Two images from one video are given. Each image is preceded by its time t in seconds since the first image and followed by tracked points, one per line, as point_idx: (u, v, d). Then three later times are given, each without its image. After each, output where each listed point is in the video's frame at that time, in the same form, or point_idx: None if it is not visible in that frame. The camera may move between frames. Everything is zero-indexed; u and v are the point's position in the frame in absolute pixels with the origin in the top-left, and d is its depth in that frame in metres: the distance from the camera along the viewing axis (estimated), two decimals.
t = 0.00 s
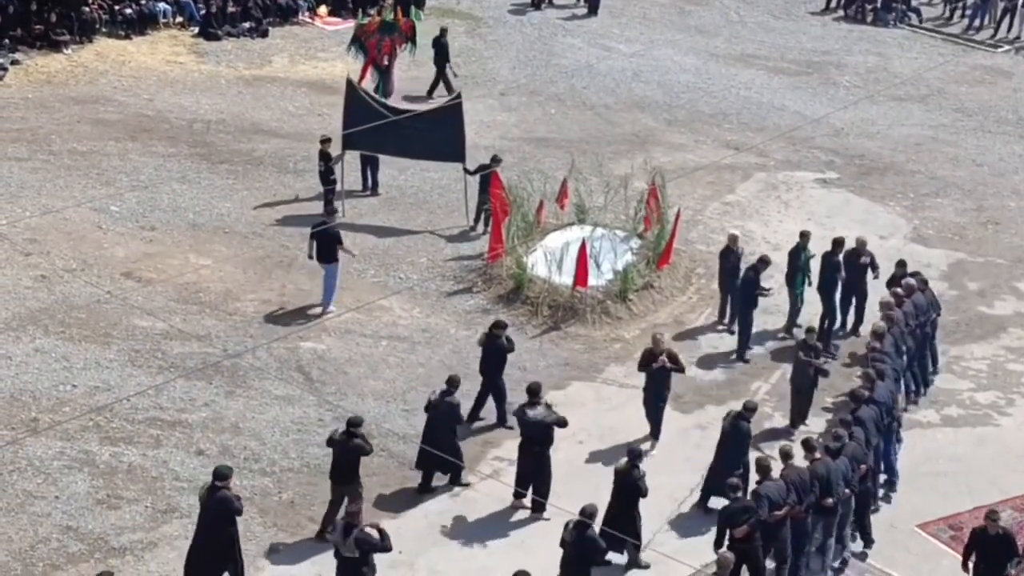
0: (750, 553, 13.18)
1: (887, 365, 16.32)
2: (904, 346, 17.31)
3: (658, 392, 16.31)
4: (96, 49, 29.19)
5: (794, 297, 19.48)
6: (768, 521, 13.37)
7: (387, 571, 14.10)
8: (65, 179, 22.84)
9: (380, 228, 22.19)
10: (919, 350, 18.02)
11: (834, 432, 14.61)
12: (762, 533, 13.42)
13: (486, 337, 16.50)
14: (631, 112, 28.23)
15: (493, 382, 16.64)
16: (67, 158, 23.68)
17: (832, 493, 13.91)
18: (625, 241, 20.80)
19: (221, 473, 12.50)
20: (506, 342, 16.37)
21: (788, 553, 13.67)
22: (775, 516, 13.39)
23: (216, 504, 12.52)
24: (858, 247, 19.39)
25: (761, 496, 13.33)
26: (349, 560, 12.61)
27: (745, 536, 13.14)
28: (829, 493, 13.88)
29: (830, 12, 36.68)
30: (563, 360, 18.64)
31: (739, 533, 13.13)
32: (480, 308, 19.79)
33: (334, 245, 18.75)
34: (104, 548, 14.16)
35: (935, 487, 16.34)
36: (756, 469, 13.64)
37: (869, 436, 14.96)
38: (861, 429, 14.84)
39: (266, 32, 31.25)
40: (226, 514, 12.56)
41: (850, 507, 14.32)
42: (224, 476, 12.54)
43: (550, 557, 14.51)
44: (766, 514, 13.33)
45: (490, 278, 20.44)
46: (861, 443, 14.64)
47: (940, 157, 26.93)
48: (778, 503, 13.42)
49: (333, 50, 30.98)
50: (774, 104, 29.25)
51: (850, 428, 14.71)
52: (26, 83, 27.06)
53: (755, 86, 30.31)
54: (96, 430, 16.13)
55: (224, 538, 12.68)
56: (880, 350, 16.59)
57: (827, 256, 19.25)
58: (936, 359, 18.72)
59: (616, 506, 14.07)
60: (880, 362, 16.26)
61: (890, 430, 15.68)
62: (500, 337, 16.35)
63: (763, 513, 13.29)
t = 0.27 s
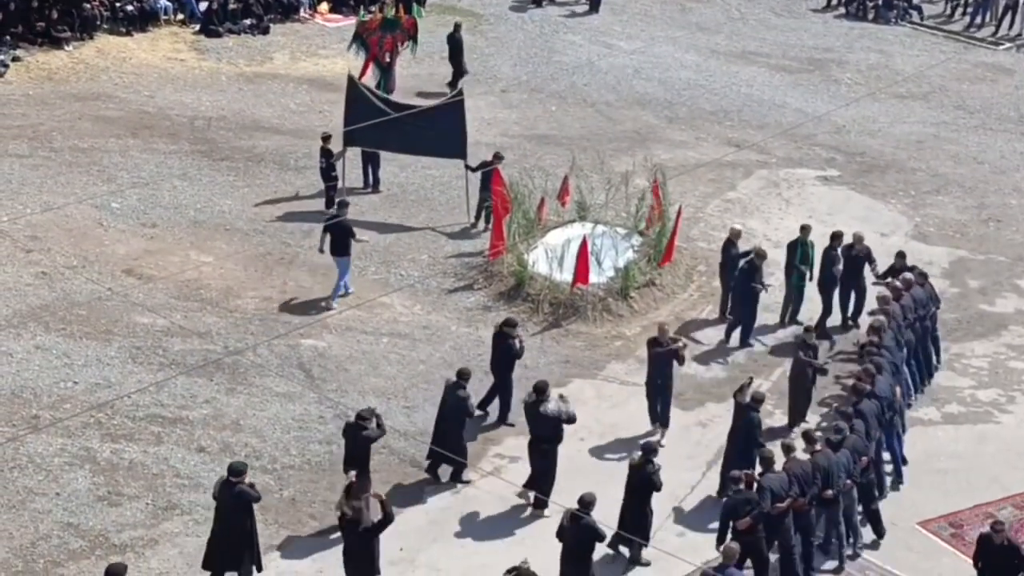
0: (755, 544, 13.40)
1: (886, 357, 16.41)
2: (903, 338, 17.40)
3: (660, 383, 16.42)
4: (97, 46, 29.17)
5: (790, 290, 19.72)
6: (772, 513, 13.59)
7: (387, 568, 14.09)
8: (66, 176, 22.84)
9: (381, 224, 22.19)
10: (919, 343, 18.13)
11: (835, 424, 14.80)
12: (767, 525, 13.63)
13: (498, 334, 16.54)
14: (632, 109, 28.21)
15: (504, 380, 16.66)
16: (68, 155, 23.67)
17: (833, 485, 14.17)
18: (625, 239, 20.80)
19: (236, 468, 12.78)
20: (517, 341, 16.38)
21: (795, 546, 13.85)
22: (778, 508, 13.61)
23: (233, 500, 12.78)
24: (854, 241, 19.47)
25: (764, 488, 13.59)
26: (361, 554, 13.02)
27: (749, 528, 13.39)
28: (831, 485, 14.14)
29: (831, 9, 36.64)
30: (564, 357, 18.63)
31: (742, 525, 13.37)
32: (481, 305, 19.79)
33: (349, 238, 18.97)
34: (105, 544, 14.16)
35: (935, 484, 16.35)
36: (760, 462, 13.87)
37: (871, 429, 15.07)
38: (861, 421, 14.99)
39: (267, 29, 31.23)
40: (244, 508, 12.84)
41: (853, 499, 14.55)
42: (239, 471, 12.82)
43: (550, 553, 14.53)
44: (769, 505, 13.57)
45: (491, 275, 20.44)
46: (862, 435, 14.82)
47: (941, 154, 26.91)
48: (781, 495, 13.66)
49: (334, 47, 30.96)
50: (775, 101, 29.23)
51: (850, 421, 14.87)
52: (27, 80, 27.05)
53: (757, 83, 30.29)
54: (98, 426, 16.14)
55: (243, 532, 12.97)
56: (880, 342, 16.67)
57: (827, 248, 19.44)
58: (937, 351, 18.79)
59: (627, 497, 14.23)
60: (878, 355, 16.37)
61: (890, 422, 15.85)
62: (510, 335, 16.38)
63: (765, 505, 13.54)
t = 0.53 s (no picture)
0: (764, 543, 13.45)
1: (890, 355, 16.48)
2: (906, 336, 17.46)
3: (666, 380, 16.45)
4: (97, 44, 29.17)
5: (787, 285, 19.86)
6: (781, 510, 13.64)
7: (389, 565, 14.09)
8: (67, 174, 22.84)
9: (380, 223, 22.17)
10: (922, 340, 18.17)
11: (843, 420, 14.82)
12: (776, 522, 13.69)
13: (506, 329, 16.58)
14: (632, 108, 28.20)
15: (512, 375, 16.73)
16: (68, 153, 23.67)
17: (843, 482, 14.19)
18: (626, 238, 20.80)
19: (249, 461, 13.05)
20: (526, 338, 16.43)
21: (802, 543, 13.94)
22: (787, 505, 13.66)
23: (243, 490, 13.12)
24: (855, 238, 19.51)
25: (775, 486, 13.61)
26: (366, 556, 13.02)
27: (759, 526, 13.41)
28: (840, 483, 14.17)
29: (832, 7, 36.63)
30: (564, 355, 18.63)
31: (755, 523, 13.38)
32: (481, 304, 19.79)
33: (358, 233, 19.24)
34: (105, 542, 14.16)
35: (934, 483, 16.34)
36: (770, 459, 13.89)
37: (878, 426, 15.13)
38: (869, 418, 15.03)
39: (268, 27, 31.22)
40: (254, 499, 13.15)
41: (860, 497, 14.60)
42: (252, 464, 13.10)
43: (552, 550, 14.54)
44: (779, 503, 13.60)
45: (491, 273, 20.44)
46: (870, 433, 14.85)
47: (942, 153, 26.90)
48: (790, 492, 13.68)
49: (335, 45, 30.95)
50: (776, 100, 29.22)
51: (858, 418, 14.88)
52: (27, 78, 27.05)
53: (758, 82, 30.28)
54: (98, 425, 16.13)
55: (253, 522, 13.28)
56: (883, 340, 16.73)
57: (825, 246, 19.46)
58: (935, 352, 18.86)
59: (639, 491, 14.36)
60: (882, 352, 16.42)
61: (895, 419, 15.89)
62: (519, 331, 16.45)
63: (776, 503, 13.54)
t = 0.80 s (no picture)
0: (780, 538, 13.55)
1: (901, 351, 16.53)
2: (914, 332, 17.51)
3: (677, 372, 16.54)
4: (98, 42, 29.16)
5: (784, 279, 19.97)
6: (797, 505, 13.73)
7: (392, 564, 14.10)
8: (67, 171, 22.84)
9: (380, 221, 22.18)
10: (928, 336, 18.22)
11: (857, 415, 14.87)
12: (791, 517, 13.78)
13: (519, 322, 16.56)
14: (633, 105, 28.20)
15: (520, 368, 16.67)
16: (69, 151, 23.67)
17: (858, 478, 14.26)
18: (626, 235, 20.76)
19: (260, 450, 13.24)
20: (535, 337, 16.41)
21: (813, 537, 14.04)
22: (803, 500, 13.75)
23: (254, 482, 13.24)
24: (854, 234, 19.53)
25: (791, 481, 13.70)
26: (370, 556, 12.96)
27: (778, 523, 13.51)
28: (855, 478, 14.23)
29: (833, 5, 36.61)
30: (565, 353, 18.63)
31: (774, 520, 13.54)
32: (481, 301, 19.80)
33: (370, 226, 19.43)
34: (105, 540, 14.17)
35: (935, 480, 16.36)
36: (787, 453, 13.96)
37: (890, 421, 15.20)
38: (881, 413, 15.10)
39: (269, 25, 31.22)
40: (261, 491, 13.27)
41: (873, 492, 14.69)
42: (263, 454, 13.27)
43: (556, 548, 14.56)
44: (796, 498, 13.70)
45: (492, 271, 20.45)
46: (883, 428, 14.91)
47: (943, 151, 26.90)
48: (806, 488, 13.79)
49: (335, 43, 30.94)
50: (776, 97, 29.21)
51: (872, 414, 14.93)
52: (28, 76, 27.05)
53: (758, 80, 30.27)
54: (98, 422, 16.13)
55: (260, 516, 13.39)
56: (893, 335, 16.77)
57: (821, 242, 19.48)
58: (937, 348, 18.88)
59: (642, 486, 14.43)
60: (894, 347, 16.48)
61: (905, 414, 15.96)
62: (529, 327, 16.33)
63: (792, 498, 13.65)
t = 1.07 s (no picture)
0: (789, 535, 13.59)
1: (907, 346, 16.53)
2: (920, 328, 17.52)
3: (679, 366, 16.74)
4: (98, 41, 29.16)
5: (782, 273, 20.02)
6: (806, 501, 13.75)
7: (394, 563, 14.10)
8: (67, 171, 22.84)
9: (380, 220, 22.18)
10: (931, 331, 18.23)
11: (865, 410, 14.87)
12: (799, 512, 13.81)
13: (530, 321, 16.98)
14: (633, 105, 28.19)
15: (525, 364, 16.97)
16: (69, 150, 23.67)
17: (867, 474, 14.27)
18: (626, 235, 20.76)
19: (265, 444, 13.29)
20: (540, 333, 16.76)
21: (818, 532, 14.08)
22: (812, 496, 13.77)
23: (260, 478, 13.22)
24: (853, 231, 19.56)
25: (801, 477, 13.72)
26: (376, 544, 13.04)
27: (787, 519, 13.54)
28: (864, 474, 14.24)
29: (833, 5, 36.61)
30: (565, 352, 18.63)
31: (784, 515, 13.61)
32: (481, 301, 19.80)
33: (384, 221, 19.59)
34: (105, 539, 14.17)
35: (935, 480, 16.36)
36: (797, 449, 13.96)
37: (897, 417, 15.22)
38: (889, 409, 15.10)
39: (268, 24, 31.22)
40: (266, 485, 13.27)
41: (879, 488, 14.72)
42: (269, 448, 13.30)
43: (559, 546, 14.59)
44: (805, 494, 13.72)
45: (492, 271, 20.47)
46: (891, 424, 14.92)
47: (943, 151, 26.90)
48: (816, 483, 13.80)
49: (336, 42, 30.94)
50: (776, 97, 29.21)
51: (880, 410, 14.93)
52: (28, 75, 27.04)
53: (759, 80, 30.27)
54: (99, 422, 16.14)
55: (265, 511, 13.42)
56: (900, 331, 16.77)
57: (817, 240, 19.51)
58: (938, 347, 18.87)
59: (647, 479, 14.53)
60: (900, 343, 16.47)
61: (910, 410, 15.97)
62: (536, 320, 16.72)
63: (802, 494, 13.68)
